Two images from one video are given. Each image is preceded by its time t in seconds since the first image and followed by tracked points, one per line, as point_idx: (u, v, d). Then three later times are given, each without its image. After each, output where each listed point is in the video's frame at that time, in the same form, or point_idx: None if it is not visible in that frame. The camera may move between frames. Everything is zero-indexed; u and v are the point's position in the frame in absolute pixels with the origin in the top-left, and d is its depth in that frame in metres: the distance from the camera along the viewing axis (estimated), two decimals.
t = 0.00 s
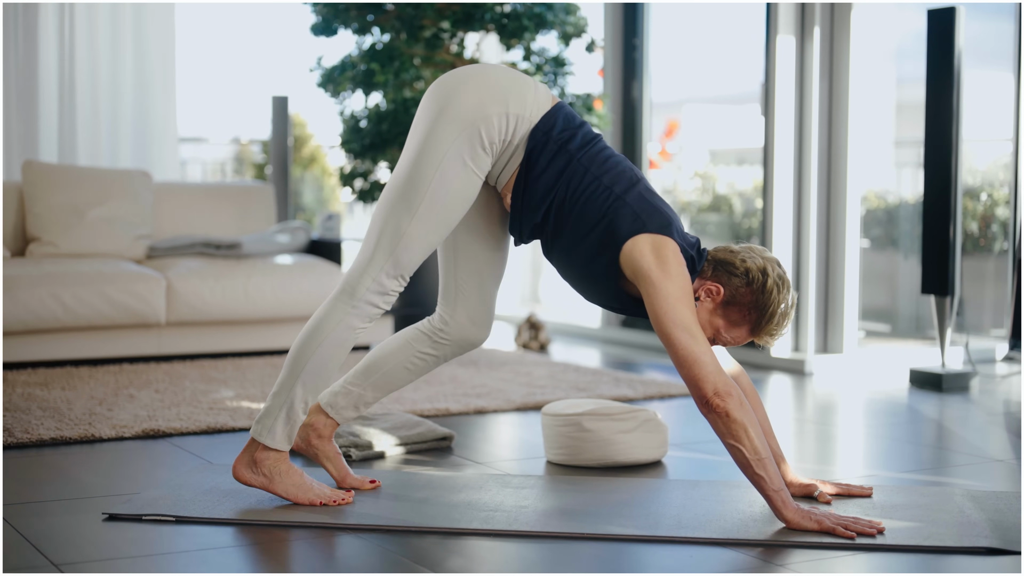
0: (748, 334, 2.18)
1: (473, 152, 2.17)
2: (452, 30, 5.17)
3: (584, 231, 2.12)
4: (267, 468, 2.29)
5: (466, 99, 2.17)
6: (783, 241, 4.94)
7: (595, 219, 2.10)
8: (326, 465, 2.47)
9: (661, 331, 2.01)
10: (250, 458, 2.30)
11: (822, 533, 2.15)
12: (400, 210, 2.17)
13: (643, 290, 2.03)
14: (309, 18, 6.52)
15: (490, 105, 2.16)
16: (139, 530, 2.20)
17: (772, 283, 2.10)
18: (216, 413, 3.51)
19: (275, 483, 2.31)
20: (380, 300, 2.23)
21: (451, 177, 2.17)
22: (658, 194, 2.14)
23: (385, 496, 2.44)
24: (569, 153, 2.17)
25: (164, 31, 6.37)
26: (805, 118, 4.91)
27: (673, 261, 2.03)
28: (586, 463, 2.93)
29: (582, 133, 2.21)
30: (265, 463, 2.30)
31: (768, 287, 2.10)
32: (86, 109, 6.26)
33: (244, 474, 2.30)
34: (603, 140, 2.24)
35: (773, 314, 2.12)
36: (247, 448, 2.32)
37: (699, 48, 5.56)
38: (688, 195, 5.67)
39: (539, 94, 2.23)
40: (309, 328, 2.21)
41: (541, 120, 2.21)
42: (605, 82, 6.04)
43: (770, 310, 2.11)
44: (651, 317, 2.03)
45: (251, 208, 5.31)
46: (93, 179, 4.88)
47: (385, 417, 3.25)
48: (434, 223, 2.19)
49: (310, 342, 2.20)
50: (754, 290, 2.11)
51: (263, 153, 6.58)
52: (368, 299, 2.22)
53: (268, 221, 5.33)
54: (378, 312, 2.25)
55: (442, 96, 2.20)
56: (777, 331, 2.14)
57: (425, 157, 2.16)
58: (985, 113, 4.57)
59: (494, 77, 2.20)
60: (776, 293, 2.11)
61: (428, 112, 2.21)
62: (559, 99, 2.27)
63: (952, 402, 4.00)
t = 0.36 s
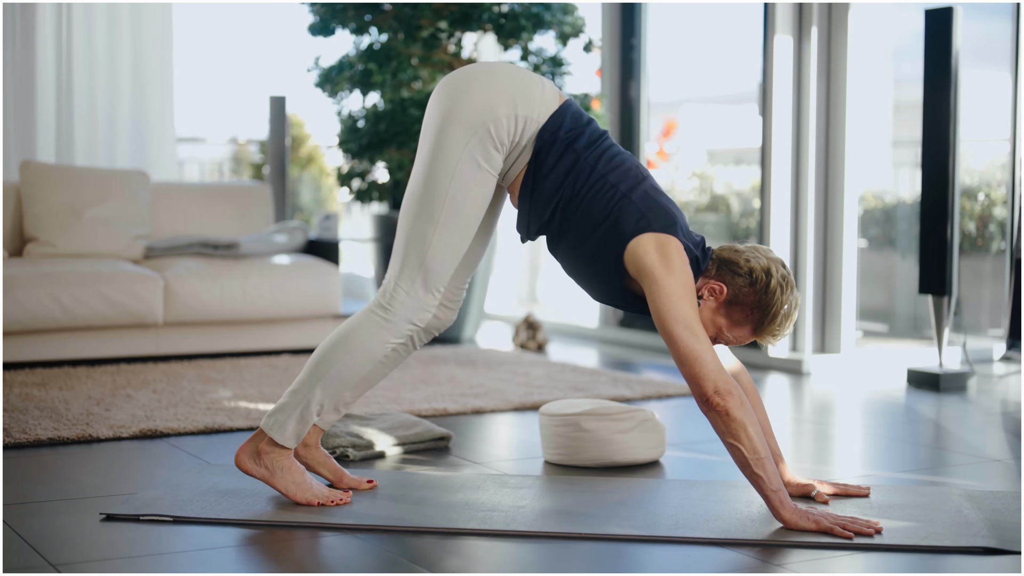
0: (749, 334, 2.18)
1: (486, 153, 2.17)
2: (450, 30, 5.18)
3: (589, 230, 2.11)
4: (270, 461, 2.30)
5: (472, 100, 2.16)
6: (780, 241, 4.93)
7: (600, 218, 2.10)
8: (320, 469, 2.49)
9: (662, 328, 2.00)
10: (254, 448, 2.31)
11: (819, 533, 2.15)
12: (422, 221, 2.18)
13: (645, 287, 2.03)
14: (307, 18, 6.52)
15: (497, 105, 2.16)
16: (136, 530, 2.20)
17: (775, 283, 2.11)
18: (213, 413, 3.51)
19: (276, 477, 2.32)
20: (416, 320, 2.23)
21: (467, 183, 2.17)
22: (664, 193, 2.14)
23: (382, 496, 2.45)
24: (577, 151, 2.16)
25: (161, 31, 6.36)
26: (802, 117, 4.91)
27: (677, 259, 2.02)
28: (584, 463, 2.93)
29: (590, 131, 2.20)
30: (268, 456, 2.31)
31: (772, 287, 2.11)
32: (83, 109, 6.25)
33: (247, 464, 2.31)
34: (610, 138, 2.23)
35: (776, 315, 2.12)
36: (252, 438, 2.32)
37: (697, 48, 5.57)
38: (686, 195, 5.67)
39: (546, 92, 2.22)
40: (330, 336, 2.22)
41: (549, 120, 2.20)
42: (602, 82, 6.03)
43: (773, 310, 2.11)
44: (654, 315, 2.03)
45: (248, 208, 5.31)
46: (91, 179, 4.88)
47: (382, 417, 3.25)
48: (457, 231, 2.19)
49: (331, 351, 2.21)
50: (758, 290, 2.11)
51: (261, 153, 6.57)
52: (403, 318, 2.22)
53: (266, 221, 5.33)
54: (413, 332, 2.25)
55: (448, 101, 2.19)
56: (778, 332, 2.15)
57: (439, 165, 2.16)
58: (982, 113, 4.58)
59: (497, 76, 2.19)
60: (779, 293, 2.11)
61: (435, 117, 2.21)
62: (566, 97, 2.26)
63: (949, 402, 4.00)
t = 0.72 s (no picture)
0: (745, 337, 2.18)
1: (491, 167, 2.12)
2: (447, 30, 5.18)
3: (586, 234, 2.11)
4: (278, 450, 2.31)
5: (470, 113, 2.11)
6: (778, 241, 4.92)
7: (596, 220, 2.10)
8: (318, 471, 2.50)
9: (658, 328, 2.00)
10: (266, 435, 2.31)
11: (817, 533, 2.15)
12: (444, 243, 2.13)
13: (641, 287, 2.03)
14: (304, 18, 6.52)
15: (496, 119, 2.10)
16: (134, 530, 2.20)
17: (772, 287, 2.11)
18: (211, 413, 3.51)
19: (281, 468, 2.32)
20: (455, 345, 2.17)
21: (479, 202, 2.13)
22: (660, 194, 2.14)
23: (380, 496, 2.45)
24: (573, 156, 2.14)
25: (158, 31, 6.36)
26: (800, 117, 4.91)
27: (672, 259, 2.02)
28: (581, 463, 2.93)
29: (587, 133, 2.19)
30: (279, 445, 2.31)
31: (768, 291, 2.10)
32: (80, 110, 6.24)
33: (256, 448, 2.31)
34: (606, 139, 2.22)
35: (772, 318, 2.11)
36: (268, 424, 2.33)
37: (694, 47, 5.57)
38: (684, 195, 5.67)
39: (542, 99, 2.18)
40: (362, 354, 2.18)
41: (546, 130, 2.16)
42: (600, 83, 6.04)
43: (769, 314, 2.11)
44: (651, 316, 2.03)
45: (246, 208, 5.31)
46: (88, 179, 4.88)
47: (380, 417, 3.25)
48: (481, 252, 2.15)
49: (365, 363, 2.17)
50: (754, 293, 2.11)
51: (258, 153, 6.56)
52: (445, 343, 2.16)
53: (263, 221, 5.33)
54: (453, 355, 2.19)
55: (445, 117, 2.14)
56: (774, 335, 2.14)
57: (451, 188, 2.12)
58: (979, 113, 4.59)
59: (493, 87, 2.13)
60: (776, 297, 2.11)
61: (434, 136, 2.15)
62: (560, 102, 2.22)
63: (947, 402, 4.00)
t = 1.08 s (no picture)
0: (738, 339, 2.19)
1: (488, 180, 2.12)
2: (445, 30, 5.18)
3: (580, 239, 2.12)
4: (294, 441, 2.32)
5: (462, 129, 2.11)
6: (775, 241, 4.92)
7: (589, 225, 2.10)
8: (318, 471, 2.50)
9: (651, 331, 2.00)
10: (285, 424, 2.31)
11: (815, 533, 2.15)
12: (458, 262, 2.12)
13: (633, 291, 2.03)
14: (301, 18, 6.52)
15: (487, 134, 2.10)
16: (130, 531, 2.20)
17: (765, 290, 2.11)
18: (208, 413, 3.51)
19: (290, 459, 2.33)
20: (485, 362, 2.16)
21: (486, 220, 2.12)
22: (653, 197, 2.13)
23: (378, 497, 2.45)
24: (565, 161, 2.15)
25: (156, 30, 6.36)
26: (797, 117, 4.91)
27: (664, 262, 2.02)
28: (578, 463, 2.93)
29: (580, 138, 2.19)
30: (295, 435, 2.32)
31: (762, 295, 2.10)
32: (78, 109, 6.24)
33: (272, 434, 2.32)
34: (598, 142, 2.22)
35: (764, 322, 2.12)
36: (288, 413, 2.33)
37: (692, 48, 5.57)
38: (681, 196, 5.67)
39: (531, 108, 2.16)
40: (390, 360, 2.18)
41: (537, 141, 2.15)
42: (598, 83, 6.04)
43: (761, 318, 2.11)
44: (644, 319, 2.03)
45: (243, 209, 5.31)
46: (86, 179, 4.88)
47: (377, 418, 3.25)
48: (494, 265, 2.14)
49: (398, 365, 2.16)
50: (747, 297, 2.11)
51: (256, 153, 6.56)
52: (478, 358, 2.15)
53: (261, 221, 5.33)
54: (483, 373, 2.18)
55: (437, 136, 2.13)
56: (767, 339, 2.15)
57: (455, 209, 2.11)
58: (977, 113, 4.59)
59: (482, 101, 2.13)
60: (769, 300, 2.11)
61: (427, 155, 2.15)
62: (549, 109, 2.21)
63: (944, 402, 4.00)
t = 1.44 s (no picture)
0: (737, 341, 2.19)
1: (490, 185, 2.12)
2: (444, 30, 5.17)
3: (582, 239, 2.12)
4: (303, 436, 2.30)
5: (462, 134, 2.11)
6: (774, 242, 4.92)
7: (590, 225, 2.10)
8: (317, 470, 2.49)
9: (651, 331, 2.00)
10: (296, 418, 2.29)
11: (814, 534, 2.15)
12: (466, 267, 2.13)
13: (634, 290, 2.03)
14: (300, 18, 6.52)
15: (487, 139, 2.10)
16: (130, 531, 2.20)
17: (765, 293, 2.10)
18: (207, 413, 3.51)
19: (295, 452, 2.31)
20: (497, 367, 2.16)
21: (490, 224, 2.12)
22: (654, 196, 2.13)
23: (378, 497, 2.44)
24: (567, 161, 2.14)
25: (155, 30, 6.35)
26: (796, 117, 4.91)
27: (664, 262, 2.02)
28: (577, 463, 2.93)
29: (582, 137, 2.19)
30: (304, 430, 2.30)
31: (762, 296, 2.10)
32: (76, 109, 6.23)
33: (281, 425, 2.29)
34: (599, 142, 2.22)
35: (764, 324, 2.12)
36: (299, 406, 2.31)
37: (691, 48, 5.57)
38: (680, 196, 5.67)
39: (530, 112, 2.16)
40: (404, 361, 2.18)
41: (537, 143, 2.15)
42: (597, 83, 6.04)
43: (761, 320, 2.11)
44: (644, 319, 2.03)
45: (242, 209, 5.31)
46: (84, 179, 4.88)
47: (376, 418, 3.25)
48: (501, 269, 2.14)
49: (415, 364, 2.17)
50: (747, 299, 2.11)
51: (254, 153, 6.57)
52: (490, 362, 2.15)
53: (260, 221, 5.33)
54: (495, 377, 2.18)
55: (437, 143, 2.14)
56: (765, 341, 2.15)
57: (460, 216, 2.11)
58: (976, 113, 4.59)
59: (481, 105, 2.12)
60: (769, 303, 2.10)
61: (428, 162, 2.15)
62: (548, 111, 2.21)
63: (943, 402, 4.00)
